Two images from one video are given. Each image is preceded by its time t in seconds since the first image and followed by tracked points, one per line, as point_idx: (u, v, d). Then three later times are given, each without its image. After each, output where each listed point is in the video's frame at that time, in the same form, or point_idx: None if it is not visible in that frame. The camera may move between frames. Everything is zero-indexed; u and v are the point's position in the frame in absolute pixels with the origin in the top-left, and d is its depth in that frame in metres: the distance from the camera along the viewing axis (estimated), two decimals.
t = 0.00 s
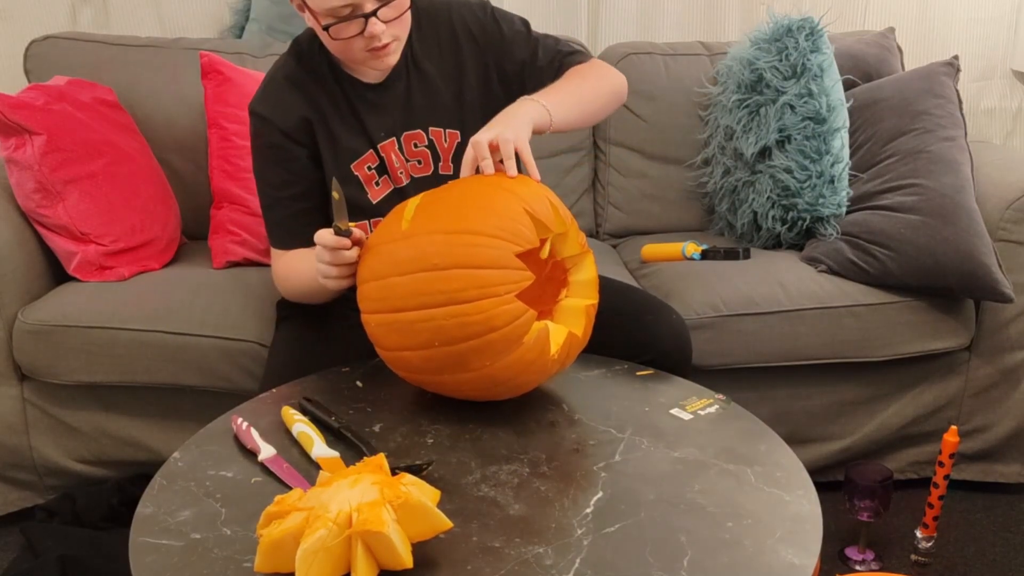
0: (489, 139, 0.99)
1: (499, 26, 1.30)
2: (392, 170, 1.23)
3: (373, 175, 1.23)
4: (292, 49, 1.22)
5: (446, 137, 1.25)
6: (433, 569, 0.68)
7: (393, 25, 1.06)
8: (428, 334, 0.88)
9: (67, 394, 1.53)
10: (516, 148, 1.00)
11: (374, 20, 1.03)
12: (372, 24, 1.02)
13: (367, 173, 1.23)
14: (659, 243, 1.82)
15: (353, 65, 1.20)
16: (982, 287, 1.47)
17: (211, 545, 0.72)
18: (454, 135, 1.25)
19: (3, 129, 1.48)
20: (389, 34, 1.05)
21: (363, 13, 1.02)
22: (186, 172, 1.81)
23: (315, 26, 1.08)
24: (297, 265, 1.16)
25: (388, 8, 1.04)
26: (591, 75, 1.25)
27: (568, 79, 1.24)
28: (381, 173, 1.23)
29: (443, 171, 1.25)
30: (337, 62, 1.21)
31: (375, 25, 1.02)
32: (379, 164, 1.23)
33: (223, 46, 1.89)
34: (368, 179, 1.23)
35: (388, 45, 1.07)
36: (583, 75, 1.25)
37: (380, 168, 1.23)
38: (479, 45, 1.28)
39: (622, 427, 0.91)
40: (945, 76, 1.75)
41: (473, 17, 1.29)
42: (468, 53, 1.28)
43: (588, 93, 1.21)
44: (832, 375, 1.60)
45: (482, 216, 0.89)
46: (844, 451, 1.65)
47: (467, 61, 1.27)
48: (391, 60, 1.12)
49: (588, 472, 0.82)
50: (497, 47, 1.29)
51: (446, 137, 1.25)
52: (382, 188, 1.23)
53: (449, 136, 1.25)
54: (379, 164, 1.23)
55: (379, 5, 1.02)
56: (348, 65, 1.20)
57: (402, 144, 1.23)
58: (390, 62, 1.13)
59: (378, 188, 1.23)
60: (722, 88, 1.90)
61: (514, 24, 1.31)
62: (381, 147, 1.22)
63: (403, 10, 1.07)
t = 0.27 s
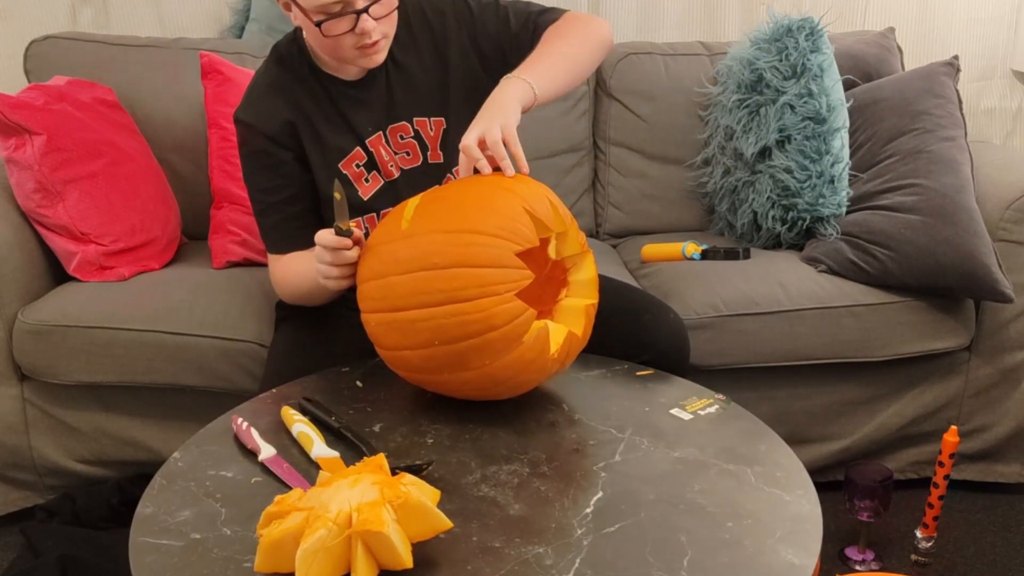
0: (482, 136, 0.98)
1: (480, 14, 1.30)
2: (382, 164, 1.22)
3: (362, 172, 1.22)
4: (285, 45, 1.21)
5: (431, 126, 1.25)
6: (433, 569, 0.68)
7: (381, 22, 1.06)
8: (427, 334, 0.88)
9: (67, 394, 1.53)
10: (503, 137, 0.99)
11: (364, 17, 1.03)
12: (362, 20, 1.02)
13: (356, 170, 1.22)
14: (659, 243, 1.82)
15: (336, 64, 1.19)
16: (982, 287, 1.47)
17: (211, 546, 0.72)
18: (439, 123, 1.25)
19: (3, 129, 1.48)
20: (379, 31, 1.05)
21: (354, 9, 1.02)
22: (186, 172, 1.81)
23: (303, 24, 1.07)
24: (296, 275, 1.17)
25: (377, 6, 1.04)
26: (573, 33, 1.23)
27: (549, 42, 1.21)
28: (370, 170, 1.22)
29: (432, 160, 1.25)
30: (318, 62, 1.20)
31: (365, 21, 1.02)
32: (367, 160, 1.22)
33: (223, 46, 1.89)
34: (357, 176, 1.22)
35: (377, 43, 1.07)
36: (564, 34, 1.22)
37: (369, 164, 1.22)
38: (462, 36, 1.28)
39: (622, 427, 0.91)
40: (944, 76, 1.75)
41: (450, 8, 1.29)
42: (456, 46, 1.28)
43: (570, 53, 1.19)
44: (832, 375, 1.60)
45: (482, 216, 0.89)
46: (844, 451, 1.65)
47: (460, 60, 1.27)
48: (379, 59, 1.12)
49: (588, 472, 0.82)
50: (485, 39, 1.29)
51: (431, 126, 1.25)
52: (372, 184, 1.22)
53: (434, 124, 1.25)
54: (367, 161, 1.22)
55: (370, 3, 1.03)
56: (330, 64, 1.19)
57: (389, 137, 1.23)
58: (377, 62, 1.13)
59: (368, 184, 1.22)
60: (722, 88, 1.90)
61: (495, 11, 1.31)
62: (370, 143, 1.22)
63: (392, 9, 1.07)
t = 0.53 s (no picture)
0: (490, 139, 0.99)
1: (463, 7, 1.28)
2: (375, 167, 1.22)
3: (355, 176, 1.22)
4: (283, 44, 1.21)
5: (426, 129, 1.24)
6: (433, 569, 0.68)
7: (372, 19, 1.07)
8: (427, 334, 0.88)
9: (67, 394, 1.53)
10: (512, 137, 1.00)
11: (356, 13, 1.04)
12: (354, 16, 1.03)
13: (349, 174, 1.22)
14: (659, 243, 1.82)
15: (326, 65, 1.19)
16: (982, 287, 1.47)
17: (211, 546, 0.72)
18: (434, 126, 1.25)
19: (3, 129, 1.48)
20: (370, 28, 1.06)
21: (344, 5, 1.03)
22: (186, 172, 1.81)
23: (293, 24, 1.08)
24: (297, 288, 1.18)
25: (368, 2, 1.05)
26: (579, 36, 1.23)
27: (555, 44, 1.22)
28: (364, 173, 1.22)
29: (427, 163, 1.24)
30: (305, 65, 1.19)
31: (357, 16, 1.03)
32: (360, 163, 1.22)
33: (223, 46, 1.89)
34: (350, 180, 1.22)
35: (368, 41, 1.08)
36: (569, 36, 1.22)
37: (362, 168, 1.22)
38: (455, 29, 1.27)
39: (622, 427, 0.91)
40: (944, 75, 1.75)
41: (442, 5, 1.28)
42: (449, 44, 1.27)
43: (576, 56, 1.19)
44: (832, 375, 1.60)
45: (481, 216, 0.89)
46: (844, 451, 1.65)
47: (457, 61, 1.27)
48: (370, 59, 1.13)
49: (588, 472, 0.82)
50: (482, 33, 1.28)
51: (425, 128, 1.24)
52: (365, 187, 1.23)
53: (429, 128, 1.24)
54: (360, 165, 1.22)
55: None
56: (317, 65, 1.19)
57: (384, 140, 1.23)
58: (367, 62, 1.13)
59: (361, 188, 1.22)
60: (722, 88, 1.90)
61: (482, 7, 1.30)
62: (363, 147, 1.21)
63: (381, 7, 1.08)
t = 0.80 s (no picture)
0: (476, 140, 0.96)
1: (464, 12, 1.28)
2: (371, 165, 1.22)
3: (351, 175, 1.22)
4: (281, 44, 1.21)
5: (420, 125, 1.25)
6: (433, 569, 0.68)
7: (371, 20, 1.07)
8: (429, 337, 0.88)
9: (67, 394, 1.53)
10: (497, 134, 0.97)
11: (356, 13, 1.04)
12: (355, 15, 1.03)
13: (345, 173, 1.21)
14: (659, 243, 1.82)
15: (323, 63, 1.19)
16: (982, 289, 1.48)
17: (211, 546, 0.72)
18: (428, 121, 1.25)
19: (3, 129, 1.48)
20: (368, 28, 1.06)
21: (345, 4, 1.03)
22: (186, 172, 1.81)
23: (291, 22, 1.07)
24: (297, 288, 1.19)
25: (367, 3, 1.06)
26: (556, 21, 1.19)
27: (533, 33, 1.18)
28: (360, 171, 1.22)
29: (422, 159, 1.25)
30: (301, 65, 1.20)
31: (357, 16, 1.03)
32: (355, 162, 1.22)
33: (223, 46, 1.89)
34: (346, 179, 1.22)
35: (366, 41, 1.08)
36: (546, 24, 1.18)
37: (358, 167, 1.22)
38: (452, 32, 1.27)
39: (622, 427, 0.91)
40: (945, 76, 1.75)
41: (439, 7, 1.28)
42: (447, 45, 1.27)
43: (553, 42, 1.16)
44: (832, 375, 1.60)
45: (484, 218, 0.89)
46: (844, 451, 1.65)
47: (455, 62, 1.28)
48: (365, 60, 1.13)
49: (588, 472, 0.82)
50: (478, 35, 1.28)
51: (419, 124, 1.24)
52: (362, 186, 1.22)
53: (424, 123, 1.25)
54: (356, 164, 1.22)
55: None
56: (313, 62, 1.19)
57: (379, 137, 1.23)
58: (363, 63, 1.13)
59: (358, 187, 1.22)
60: (722, 88, 1.90)
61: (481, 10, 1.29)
62: (358, 144, 1.21)
63: (379, 7, 1.09)
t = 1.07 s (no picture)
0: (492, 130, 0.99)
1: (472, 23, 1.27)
2: (360, 171, 1.21)
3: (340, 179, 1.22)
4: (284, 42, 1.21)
5: (415, 133, 1.23)
6: (433, 569, 0.68)
7: (368, 16, 1.07)
8: (429, 337, 0.88)
9: (67, 394, 1.53)
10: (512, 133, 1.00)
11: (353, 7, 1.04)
12: (352, 9, 1.03)
13: (333, 177, 1.21)
14: (659, 243, 1.82)
15: (317, 62, 1.19)
16: (982, 289, 1.48)
17: (211, 545, 0.72)
18: (424, 130, 1.23)
19: (3, 129, 1.48)
20: (366, 24, 1.06)
21: None
22: (186, 172, 1.81)
23: (288, 16, 1.07)
24: (292, 294, 1.19)
25: None
26: (573, 49, 1.23)
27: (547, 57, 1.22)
28: (349, 175, 1.21)
29: (415, 167, 1.23)
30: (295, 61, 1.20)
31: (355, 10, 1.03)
32: (344, 166, 1.21)
33: (223, 46, 1.89)
34: (334, 182, 1.21)
35: (362, 37, 1.08)
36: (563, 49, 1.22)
37: (346, 171, 1.21)
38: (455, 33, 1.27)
39: (622, 427, 0.91)
40: (945, 76, 1.75)
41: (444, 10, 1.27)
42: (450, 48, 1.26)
43: (575, 66, 1.20)
44: (832, 375, 1.60)
45: (485, 219, 0.89)
46: (844, 451, 1.65)
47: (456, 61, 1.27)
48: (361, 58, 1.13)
49: (588, 471, 0.82)
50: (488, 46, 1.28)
51: (415, 132, 1.23)
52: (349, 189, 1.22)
53: (418, 131, 1.23)
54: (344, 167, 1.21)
55: None
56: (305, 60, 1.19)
57: (372, 142, 1.21)
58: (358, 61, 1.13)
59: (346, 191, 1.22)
60: (722, 88, 1.90)
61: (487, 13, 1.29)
62: (348, 148, 1.21)
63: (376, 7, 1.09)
